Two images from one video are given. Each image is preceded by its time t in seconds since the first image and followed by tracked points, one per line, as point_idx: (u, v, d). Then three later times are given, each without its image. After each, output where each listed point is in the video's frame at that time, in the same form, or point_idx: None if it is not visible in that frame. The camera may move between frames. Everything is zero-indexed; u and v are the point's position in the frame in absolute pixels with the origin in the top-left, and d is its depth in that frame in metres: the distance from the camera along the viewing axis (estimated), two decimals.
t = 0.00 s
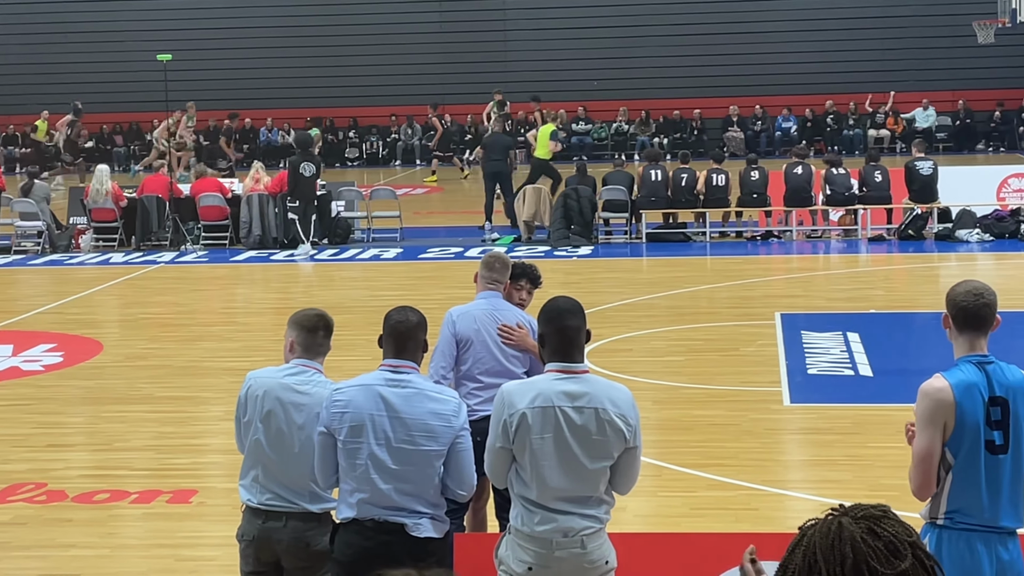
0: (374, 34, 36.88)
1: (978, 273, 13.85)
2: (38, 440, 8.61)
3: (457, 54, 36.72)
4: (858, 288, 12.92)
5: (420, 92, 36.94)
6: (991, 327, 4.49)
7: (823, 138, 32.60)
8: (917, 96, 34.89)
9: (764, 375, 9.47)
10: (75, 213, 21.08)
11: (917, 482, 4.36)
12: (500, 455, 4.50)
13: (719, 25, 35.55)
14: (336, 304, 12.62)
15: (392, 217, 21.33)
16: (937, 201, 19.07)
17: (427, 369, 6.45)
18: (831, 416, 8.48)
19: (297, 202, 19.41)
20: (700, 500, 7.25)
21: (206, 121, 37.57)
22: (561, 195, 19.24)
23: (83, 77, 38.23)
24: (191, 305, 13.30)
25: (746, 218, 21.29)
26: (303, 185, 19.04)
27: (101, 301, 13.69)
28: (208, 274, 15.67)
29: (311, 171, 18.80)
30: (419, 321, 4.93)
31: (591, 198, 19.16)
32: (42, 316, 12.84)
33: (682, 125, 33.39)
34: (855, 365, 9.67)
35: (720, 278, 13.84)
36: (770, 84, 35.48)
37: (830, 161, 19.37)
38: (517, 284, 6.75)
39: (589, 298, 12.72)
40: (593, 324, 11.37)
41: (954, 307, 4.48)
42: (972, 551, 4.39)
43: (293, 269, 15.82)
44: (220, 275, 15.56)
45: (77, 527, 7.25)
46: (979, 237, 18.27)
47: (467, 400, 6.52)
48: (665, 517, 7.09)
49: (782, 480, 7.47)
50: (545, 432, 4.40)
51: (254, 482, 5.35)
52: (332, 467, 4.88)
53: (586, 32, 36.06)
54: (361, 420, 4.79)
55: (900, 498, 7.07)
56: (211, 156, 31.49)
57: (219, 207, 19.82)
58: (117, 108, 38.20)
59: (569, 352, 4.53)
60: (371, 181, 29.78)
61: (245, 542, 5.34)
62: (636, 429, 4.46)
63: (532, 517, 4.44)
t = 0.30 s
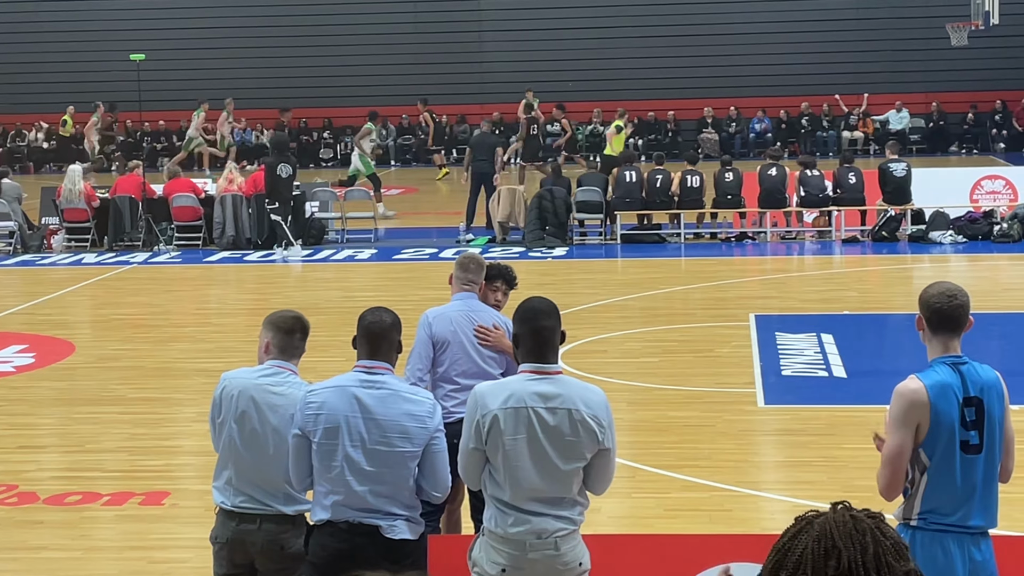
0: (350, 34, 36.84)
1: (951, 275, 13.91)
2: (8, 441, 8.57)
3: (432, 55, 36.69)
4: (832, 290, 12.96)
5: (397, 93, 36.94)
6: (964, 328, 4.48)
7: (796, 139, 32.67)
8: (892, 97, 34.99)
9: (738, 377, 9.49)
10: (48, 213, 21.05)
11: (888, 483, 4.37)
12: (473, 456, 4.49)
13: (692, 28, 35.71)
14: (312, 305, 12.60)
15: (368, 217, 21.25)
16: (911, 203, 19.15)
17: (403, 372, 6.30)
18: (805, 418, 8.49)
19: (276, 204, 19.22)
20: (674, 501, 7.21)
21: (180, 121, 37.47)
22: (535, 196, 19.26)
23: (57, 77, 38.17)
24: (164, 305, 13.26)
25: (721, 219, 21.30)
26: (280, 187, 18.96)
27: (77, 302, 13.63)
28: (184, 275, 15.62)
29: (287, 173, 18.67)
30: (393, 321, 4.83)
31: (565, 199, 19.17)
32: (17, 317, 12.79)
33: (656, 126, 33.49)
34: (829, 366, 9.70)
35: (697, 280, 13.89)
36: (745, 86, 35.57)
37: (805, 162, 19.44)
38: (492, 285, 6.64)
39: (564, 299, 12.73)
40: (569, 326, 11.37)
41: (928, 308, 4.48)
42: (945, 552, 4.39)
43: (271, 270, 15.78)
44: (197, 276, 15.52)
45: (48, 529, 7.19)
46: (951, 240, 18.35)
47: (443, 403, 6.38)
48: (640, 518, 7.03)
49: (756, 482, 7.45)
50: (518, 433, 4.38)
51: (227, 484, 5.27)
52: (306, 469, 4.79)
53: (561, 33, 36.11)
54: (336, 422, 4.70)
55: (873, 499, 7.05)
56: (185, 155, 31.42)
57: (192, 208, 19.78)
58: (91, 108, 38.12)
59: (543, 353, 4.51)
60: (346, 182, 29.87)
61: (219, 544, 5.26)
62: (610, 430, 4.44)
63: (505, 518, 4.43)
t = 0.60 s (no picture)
0: (334, 34, 36.83)
1: (933, 277, 13.95)
2: None
3: (416, 55, 36.69)
4: (814, 291, 12.99)
5: (380, 92, 36.91)
6: (946, 330, 4.47)
7: (778, 141, 32.74)
8: (875, 98, 35.10)
9: (720, 378, 9.51)
10: (29, 213, 20.99)
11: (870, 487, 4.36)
12: (455, 458, 4.48)
13: (673, 29, 35.81)
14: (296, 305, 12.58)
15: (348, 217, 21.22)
16: (892, 205, 19.24)
17: (386, 374, 6.27)
18: (786, 419, 8.50)
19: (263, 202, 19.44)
20: (656, 503, 7.19)
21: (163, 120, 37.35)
22: (518, 197, 19.27)
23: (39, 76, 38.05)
24: (146, 306, 13.22)
25: (703, 220, 21.31)
26: (268, 187, 19.10)
27: (60, 302, 13.59)
28: (167, 275, 15.59)
29: (275, 172, 18.84)
30: (377, 323, 4.80)
31: (548, 200, 19.18)
32: None
33: (639, 127, 33.49)
34: (811, 367, 9.72)
35: (682, 281, 13.92)
36: (729, 87, 35.63)
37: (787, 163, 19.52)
38: (476, 287, 6.61)
39: (547, 300, 12.73)
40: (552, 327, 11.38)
41: (909, 310, 4.48)
42: (927, 555, 4.41)
43: (255, 270, 15.75)
44: (181, 276, 15.49)
45: (28, 531, 7.14)
46: (933, 241, 18.42)
47: (427, 405, 6.34)
48: (622, 519, 7.01)
49: (738, 483, 7.43)
50: (499, 434, 4.37)
51: (209, 485, 5.24)
52: (289, 471, 4.76)
53: (545, 34, 36.15)
54: (319, 423, 4.66)
55: (855, 501, 7.05)
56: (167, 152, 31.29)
57: (175, 208, 19.77)
58: (73, 107, 38.00)
59: (524, 354, 4.50)
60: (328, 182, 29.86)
61: (201, 545, 5.24)
62: (591, 432, 4.43)
63: (486, 520, 4.42)
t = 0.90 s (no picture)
0: (325, 31, 36.85)
1: (924, 277, 13.97)
2: None
3: (408, 53, 36.67)
4: (805, 290, 13.00)
5: (373, 89, 36.89)
6: (936, 331, 4.47)
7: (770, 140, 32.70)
8: (867, 98, 35.11)
9: (710, 377, 9.51)
10: (20, 209, 20.99)
11: (862, 487, 4.36)
12: (444, 455, 4.47)
13: (665, 27, 35.77)
14: (288, 303, 12.57)
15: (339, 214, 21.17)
16: (884, 204, 19.25)
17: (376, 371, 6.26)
18: (776, 418, 8.51)
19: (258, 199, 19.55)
20: (646, 502, 7.18)
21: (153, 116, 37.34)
22: (509, 195, 19.28)
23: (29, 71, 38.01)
24: (137, 302, 13.20)
25: (694, 219, 21.28)
26: (266, 184, 19.26)
27: (50, 299, 13.58)
28: (158, 272, 15.57)
29: (272, 168, 19.17)
30: (367, 320, 4.80)
31: (539, 198, 19.19)
32: None
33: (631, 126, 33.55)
34: (802, 367, 9.73)
35: (674, 279, 13.94)
36: (722, 86, 35.63)
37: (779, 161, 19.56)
38: (467, 284, 6.61)
39: (538, 299, 12.73)
40: (543, 324, 11.38)
41: (901, 311, 4.47)
42: (917, 554, 4.41)
43: (246, 268, 15.74)
44: (171, 273, 15.48)
45: (17, 528, 7.12)
46: (923, 241, 18.44)
47: (417, 402, 6.32)
48: (612, 518, 7.00)
49: (728, 482, 7.43)
50: (488, 432, 4.37)
51: (199, 483, 5.23)
52: (281, 469, 4.74)
53: (537, 33, 36.16)
54: (311, 420, 4.65)
55: (844, 501, 7.05)
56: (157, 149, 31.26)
57: (166, 204, 19.83)
58: (64, 103, 38.01)
59: (515, 352, 4.50)
60: (319, 180, 29.80)
61: (190, 543, 5.22)
62: (580, 430, 4.42)
63: (474, 518, 4.41)
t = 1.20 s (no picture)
0: (325, 27, 36.83)
1: (922, 276, 13.96)
2: None
3: (407, 49, 36.63)
4: (804, 289, 12.99)
5: (372, 86, 36.86)
6: (935, 330, 4.46)
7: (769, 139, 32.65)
8: (867, 97, 35.12)
9: (708, 375, 9.50)
10: (17, 204, 20.96)
11: (860, 486, 4.35)
12: (442, 452, 4.46)
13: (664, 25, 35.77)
14: (287, 299, 12.56)
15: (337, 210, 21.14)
16: (884, 204, 19.24)
17: (373, 368, 6.25)
18: (775, 417, 8.51)
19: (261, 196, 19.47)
20: (644, 500, 7.17)
21: (151, 112, 37.32)
22: (509, 192, 19.29)
23: (28, 66, 37.99)
24: (135, 298, 13.19)
25: (693, 216, 21.28)
26: (267, 179, 19.10)
27: (48, 294, 13.57)
28: (157, 268, 15.56)
29: (274, 163, 19.02)
30: (366, 317, 4.79)
31: (538, 195, 19.17)
32: None
33: (631, 124, 33.55)
34: (800, 365, 9.73)
35: (673, 277, 13.93)
36: (722, 84, 35.58)
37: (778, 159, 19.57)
38: (467, 283, 6.59)
39: (537, 296, 12.72)
40: (541, 322, 11.37)
41: (900, 310, 4.46)
42: (915, 554, 4.40)
43: (245, 264, 15.73)
44: (170, 269, 15.46)
45: (14, 523, 7.11)
46: (923, 240, 18.45)
47: (415, 400, 6.32)
48: (610, 516, 6.99)
49: (726, 480, 7.42)
50: (485, 429, 4.36)
51: (196, 480, 5.22)
52: (279, 465, 4.73)
53: (536, 30, 36.13)
54: (310, 418, 4.64)
55: (843, 499, 7.04)
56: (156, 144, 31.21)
57: (164, 199, 19.83)
58: (62, 98, 37.96)
59: (513, 350, 4.49)
60: (319, 177, 29.79)
61: (188, 540, 5.20)
62: (578, 427, 4.42)
63: (472, 515, 4.41)
